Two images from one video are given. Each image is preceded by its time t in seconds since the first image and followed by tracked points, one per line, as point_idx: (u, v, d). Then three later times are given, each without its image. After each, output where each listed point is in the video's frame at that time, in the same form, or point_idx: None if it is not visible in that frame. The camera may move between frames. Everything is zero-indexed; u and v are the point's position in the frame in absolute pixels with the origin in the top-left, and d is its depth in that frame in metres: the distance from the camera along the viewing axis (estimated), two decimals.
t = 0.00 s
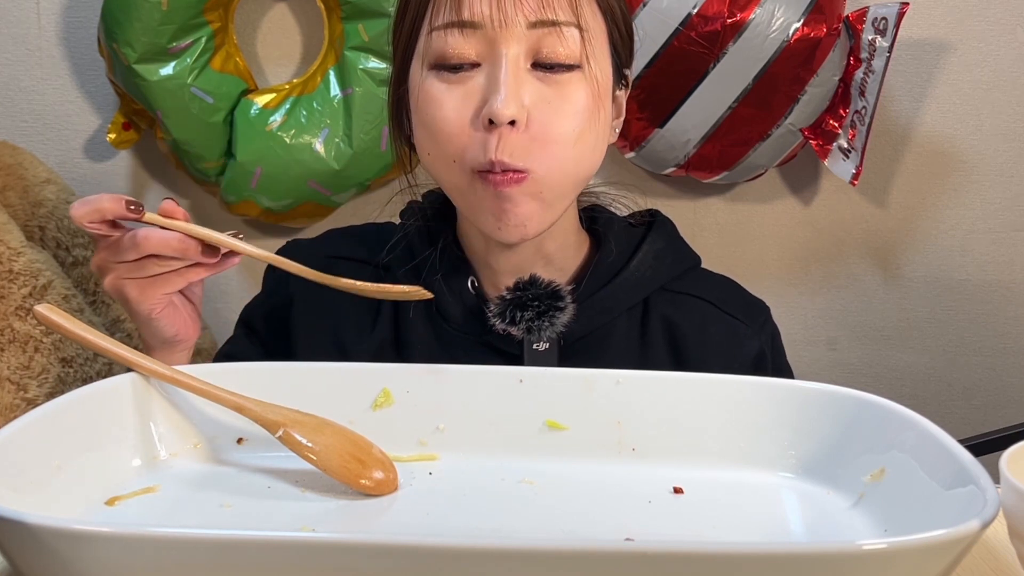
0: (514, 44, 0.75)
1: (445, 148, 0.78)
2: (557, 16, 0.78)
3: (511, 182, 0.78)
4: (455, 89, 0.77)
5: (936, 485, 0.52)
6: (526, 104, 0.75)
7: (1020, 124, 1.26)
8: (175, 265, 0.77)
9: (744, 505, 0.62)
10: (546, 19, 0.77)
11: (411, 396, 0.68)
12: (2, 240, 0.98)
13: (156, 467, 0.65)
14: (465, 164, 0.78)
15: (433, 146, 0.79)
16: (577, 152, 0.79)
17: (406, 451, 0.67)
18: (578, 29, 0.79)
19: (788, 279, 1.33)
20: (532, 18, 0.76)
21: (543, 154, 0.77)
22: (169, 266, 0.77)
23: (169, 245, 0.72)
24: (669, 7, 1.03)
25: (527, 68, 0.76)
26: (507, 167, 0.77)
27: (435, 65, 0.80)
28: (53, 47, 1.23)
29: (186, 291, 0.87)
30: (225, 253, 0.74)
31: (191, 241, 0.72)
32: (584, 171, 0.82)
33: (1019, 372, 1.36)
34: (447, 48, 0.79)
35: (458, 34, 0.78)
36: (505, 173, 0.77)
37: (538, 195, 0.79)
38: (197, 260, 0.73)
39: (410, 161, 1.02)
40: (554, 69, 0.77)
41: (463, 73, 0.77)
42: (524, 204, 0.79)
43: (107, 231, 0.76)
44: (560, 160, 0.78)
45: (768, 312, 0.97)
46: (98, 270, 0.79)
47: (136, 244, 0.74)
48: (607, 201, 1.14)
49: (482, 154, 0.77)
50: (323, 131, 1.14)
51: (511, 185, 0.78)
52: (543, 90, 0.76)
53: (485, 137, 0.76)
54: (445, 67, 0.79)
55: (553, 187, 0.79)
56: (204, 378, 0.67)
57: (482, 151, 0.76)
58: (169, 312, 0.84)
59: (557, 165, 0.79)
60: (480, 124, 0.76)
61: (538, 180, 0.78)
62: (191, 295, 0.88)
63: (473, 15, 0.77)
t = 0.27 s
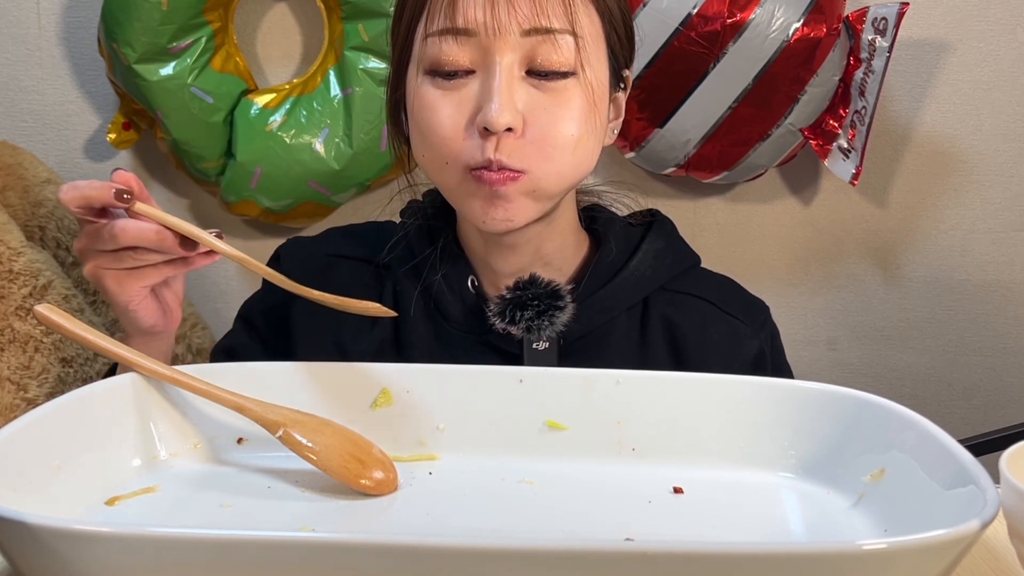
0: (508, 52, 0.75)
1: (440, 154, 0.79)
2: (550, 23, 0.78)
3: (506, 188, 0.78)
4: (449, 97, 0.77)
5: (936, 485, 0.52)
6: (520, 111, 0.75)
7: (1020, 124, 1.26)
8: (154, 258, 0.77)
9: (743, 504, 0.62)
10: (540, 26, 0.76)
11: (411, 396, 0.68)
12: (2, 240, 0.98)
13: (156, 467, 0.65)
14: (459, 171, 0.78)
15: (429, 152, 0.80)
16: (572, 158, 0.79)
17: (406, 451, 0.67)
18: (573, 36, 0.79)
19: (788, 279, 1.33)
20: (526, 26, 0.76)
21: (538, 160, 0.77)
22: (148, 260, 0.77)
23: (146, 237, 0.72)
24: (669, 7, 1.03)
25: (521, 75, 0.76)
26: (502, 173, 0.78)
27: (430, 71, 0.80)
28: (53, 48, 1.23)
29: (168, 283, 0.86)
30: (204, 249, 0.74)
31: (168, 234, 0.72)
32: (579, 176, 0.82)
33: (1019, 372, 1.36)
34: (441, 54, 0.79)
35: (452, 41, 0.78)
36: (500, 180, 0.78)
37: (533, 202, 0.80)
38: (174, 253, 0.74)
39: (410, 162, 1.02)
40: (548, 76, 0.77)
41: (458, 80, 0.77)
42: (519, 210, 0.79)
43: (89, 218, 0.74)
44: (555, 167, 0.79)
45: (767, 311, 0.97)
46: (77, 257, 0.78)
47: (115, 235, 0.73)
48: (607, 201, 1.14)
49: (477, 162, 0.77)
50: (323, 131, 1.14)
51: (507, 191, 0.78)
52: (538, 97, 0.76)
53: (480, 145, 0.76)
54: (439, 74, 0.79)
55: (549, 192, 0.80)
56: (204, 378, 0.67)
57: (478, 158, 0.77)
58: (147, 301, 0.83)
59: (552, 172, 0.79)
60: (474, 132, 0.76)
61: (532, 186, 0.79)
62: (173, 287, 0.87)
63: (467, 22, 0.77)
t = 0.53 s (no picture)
0: (505, 52, 0.75)
1: (437, 152, 0.79)
2: (548, 23, 0.77)
3: (502, 189, 0.78)
4: (446, 96, 0.77)
5: (936, 485, 0.53)
6: (517, 111, 0.75)
7: (1020, 124, 1.26)
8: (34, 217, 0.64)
9: (743, 505, 0.62)
10: (537, 26, 0.76)
11: (412, 396, 0.68)
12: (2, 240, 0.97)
13: (156, 467, 0.65)
14: (456, 171, 0.79)
15: (426, 151, 0.80)
16: (569, 158, 0.79)
17: (406, 451, 0.67)
18: (571, 36, 0.79)
19: (788, 278, 1.34)
20: (523, 26, 0.76)
21: (534, 160, 0.78)
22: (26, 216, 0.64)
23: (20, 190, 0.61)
24: (669, 7, 1.03)
25: (518, 75, 0.76)
26: (499, 173, 0.78)
27: (428, 70, 0.80)
28: (53, 47, 1.23)
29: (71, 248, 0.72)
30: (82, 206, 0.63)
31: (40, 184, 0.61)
32: (577, 175, 0.82)
33: (1019, 372, 1.37)
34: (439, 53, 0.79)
35: (450, 40, 0.78)
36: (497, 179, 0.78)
37: (530, 202, 0.80)
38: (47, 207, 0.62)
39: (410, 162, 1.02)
40: (546, 76, 0.77)
41: (455, 79, 0.77)
42: (515, 210, 0.79)
43: None
44: (551, 168, 0.79)
45: (767, 311, 0.97)
46: None
47: None
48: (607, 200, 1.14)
49: (474, 161, 0.77)
50: (323, 131, 1.14)
51: (503, 191, 0.78)
52: (535, 97, 0.76)
53: (476, 144, 0.76)
54: (437, 73, 0.79)
55: (545, 191, 0.80)
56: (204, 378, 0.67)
57: (474, 158, 0.77)
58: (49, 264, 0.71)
59: (549, 172, 0.79)
60: (471, 132, 0.76)
61: (529, 186, 0.79)
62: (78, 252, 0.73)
63: (465, 21, 0.77)
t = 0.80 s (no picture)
0: (506, 49, 0.75)
1: (436, 149, 0.79)
2: (548, 21, 0.77)
3: (502, 186, 0.78)
4: (447, 94, 0.77)
5: (936, 485, 0.53)
6: (517, 109, 0.75)
7: (1020, 124, 1.26)
8: None
9: (744, 505, 0.62)
10: (538, 24, 0.76)
11: (411, 396, 0.68)
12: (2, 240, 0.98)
13: (156, 467, 0.65)
14: (455, 168, 0.79)
15: (426, 149, 0.80)
16: (569, 157, 0.79)
17: (406, 451, 0.67)
18: (571, 34, 0.79)
19: (788, 278, 1.34)
20: (523, 24, 0.76)
21: (534, 158, 0.78)
22: None
23: None
24: (669, 7, 1.03)
25: (518, 73, 0.76)
26: (499, 171, 0.78)
27: (428, 68, 0.80)
28: (53, 47, 1.23)
29: None
30: None
31: None
32: (576, 174, 0.82)
33: (1019, 372, 1.37)
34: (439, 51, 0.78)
35: (450, 38, 0.78)
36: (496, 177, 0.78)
37: (530, 201, 0.80)
38: None
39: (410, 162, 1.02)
40: (546, 74, 0.77)
41: (455, 77, 0.77)
42: (515, 208, 0.79)
43: None
44: (551, 166, 0.79)
45: (767, 311, 0.97)
46: None
47: None
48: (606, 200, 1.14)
49: (473, 159, 0.77)
50: (323, 131, 1.14)
51: (503, 189, 0.78)
52: (535, 95, 0.76)
53: (476, 141, 0.76)
54: (437, 70, 0.79)
55: (545, 189, 0.80)
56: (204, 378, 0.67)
57: (474, 156, 0.77)
58: None
59: (548, 170, 0.79)
60: (471, 129, 0.76)
61: (528, 184, 0.79)
62: None
63: (465, 19, 0.77)
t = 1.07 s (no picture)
0: (505, 50, 0.75)
1: (435, 149, 0.79)
2: (547, 22, 0.77)
3: (500, 187, 0.78)
4: (445, 94, 0.77)
5: (936, 485, 0.53)
6: (515, 109, 0.75)
7: (1020, 124, 1.26)
8: None
9: (743, 505, 0.62)
10: (537, 25, 0.76)
11: (411, 396, 0.68)
12: (2, 240, 0.98)
13: (156, 466, 0.65)
14: (453, 168, 0.78)
15: (424, 149, 0.80)
16: (567, 157, 0.79)
17: (406, 451, 0.67)
18: (570, 35, 0.79)
19: (788, 278, 1.34)
20: (522, 24, 0.76)
21: (533, 159, 0.77)
22: None
23: None
24: (669, 7, 1.03)
25: (517, 73, 0.76)
26: (496, 171, 0.78)
27: (426, 68, 0.80)
28: (53, 47, 1.23)
29: None
30: None
31: None
32: (574, 174, 0.82)
33: (1019, 372, 1.36)
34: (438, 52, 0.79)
35: (449, 38, 0.78)
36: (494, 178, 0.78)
37: (527, 201, 0.80)
38: None
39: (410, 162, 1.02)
40: (545, 75, 0.77)
41: (454, 77, 0.77)
42: (513, 209, 0.79)
43: None
44: (549, 167, 0.79)
45: (766, 310, 0.97)
46: None
47: None
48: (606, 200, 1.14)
49: (471, 159, 0.77)
50: (323, 131, 1.14)
51: (501, 189, 0.78)
52: (533, 96, 0.76)
53: (474, 141, 0.76)
54: (436, 70, 0.79)
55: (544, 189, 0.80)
56: (204, 378, 0.67)
57: (472, 156, 0.77)
58: None
59: (546, 171, 0.79)
60: (469, 129, 0.76)
61: (526, 185, 0.79)
62: None
63: (464, 19, 0.77)
